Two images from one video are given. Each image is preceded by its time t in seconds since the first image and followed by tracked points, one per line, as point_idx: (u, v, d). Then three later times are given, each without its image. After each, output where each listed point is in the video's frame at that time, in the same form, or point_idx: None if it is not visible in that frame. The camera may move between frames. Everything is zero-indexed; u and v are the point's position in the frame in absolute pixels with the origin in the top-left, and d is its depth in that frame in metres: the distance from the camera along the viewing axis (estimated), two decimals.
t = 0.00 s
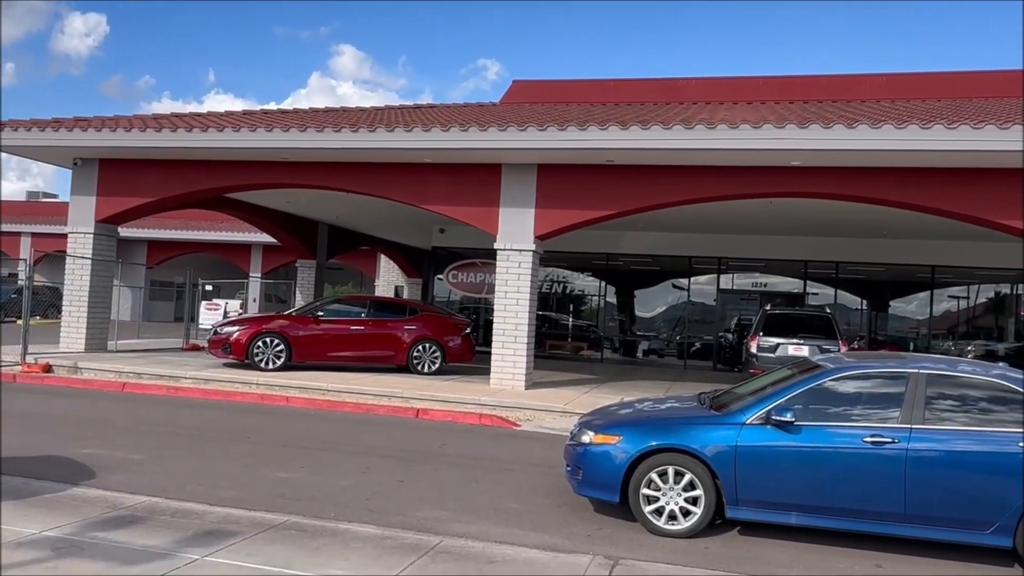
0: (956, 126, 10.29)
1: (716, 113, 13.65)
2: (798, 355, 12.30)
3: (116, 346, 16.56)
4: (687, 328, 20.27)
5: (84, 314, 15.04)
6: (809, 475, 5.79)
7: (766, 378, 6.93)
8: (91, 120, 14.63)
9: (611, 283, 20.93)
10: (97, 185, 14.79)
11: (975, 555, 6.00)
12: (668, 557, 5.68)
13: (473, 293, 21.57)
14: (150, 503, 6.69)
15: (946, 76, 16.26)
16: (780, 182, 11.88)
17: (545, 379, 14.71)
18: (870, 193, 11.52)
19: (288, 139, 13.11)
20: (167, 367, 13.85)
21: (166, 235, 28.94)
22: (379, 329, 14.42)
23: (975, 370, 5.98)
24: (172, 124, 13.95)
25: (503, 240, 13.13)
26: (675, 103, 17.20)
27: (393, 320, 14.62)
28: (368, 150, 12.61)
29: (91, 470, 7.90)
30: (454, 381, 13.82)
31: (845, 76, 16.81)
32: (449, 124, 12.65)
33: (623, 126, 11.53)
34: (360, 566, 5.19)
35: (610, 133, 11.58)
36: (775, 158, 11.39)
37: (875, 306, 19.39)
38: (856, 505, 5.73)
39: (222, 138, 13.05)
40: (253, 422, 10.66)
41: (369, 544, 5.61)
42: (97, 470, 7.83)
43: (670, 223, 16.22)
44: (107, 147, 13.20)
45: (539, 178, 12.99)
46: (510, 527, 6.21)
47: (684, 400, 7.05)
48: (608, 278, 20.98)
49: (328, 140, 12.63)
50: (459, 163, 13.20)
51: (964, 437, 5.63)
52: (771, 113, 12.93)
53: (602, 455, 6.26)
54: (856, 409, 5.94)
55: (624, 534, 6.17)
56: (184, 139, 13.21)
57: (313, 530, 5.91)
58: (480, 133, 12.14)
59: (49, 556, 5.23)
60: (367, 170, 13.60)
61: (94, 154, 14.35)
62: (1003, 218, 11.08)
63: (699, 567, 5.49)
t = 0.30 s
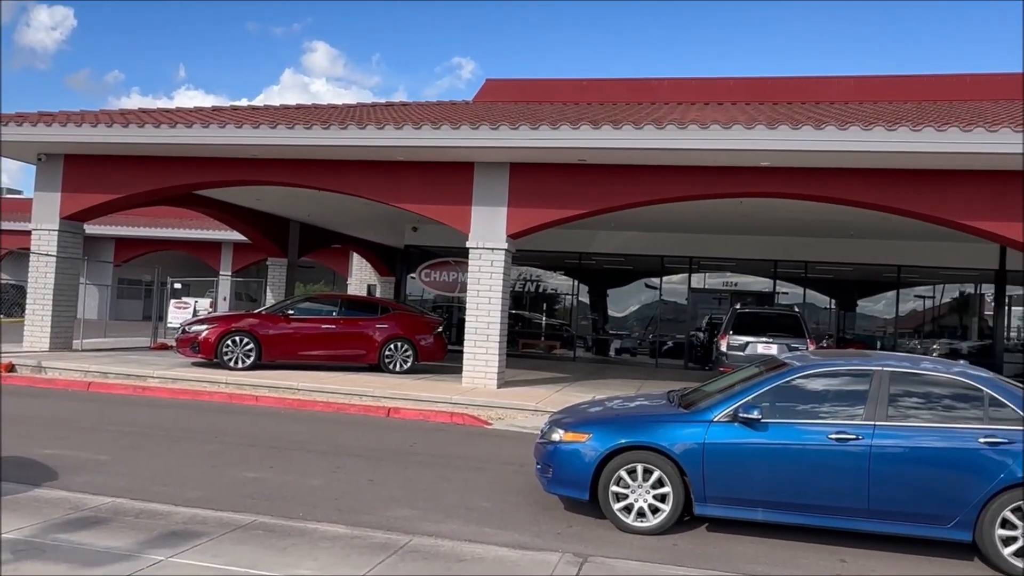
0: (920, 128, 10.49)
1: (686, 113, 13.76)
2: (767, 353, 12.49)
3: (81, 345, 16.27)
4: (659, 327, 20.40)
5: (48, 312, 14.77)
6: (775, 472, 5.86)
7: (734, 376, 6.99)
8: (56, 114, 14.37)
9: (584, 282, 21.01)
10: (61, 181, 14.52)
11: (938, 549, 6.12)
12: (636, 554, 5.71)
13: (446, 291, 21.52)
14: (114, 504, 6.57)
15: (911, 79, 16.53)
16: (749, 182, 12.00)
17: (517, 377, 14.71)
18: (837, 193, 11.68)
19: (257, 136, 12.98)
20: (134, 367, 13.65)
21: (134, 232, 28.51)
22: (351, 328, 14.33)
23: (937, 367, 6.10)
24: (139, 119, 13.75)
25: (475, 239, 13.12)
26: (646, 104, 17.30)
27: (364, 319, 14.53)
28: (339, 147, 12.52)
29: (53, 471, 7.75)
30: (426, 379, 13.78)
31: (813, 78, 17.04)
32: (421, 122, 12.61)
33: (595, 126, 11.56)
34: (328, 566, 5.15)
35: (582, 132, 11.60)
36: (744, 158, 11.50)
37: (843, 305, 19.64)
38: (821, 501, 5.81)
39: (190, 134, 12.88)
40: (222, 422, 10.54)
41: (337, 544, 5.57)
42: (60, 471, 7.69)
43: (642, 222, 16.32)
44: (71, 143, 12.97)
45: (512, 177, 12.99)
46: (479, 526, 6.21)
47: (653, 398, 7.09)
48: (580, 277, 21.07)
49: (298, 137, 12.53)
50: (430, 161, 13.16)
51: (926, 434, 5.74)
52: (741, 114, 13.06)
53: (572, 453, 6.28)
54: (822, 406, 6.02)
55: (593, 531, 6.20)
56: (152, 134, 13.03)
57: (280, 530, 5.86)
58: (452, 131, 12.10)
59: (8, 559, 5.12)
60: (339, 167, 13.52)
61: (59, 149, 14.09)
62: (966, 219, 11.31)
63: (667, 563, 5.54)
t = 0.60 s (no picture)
0: (878, 131, 10.70)
1: (652, 114, 13.88)
2: (730, 352, 12.66)
3: (38, 344, 15.92)
4: (625, 326, 20.54)
5: (3, 310, 14.43)
6: (733, 468, 5.94)
7: (694, 374, 7.06)
8: (11, 108, 14.04)
9: (551, 281, 21.08)
10: (17, 177, 14.20)
11: (890, 542, 6.25)
12: (597, 551, 5.75)
13: (413, 290, 21.44)
14: (67, 506, 6.44)
15: (870, 83, 16.87)
16: (713, 183, 12.13)
17: (483, 376, 14.71)
18: (798, 194, 11.87)
19: (219, 132, 12.80)
20: (92, 366, 13.40)
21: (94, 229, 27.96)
22: (315, 326, 14.22)
23: (890, 365, 6.23)
24: (98, 114, 13.49)
25: (441, 237, 13.09)
26: (612, 104, 17.42)
27: (329, 317, 14.42)
28: (303, 144, 12.41)
29: (5, 472, 7.58)
30: (391, 378, 13.73)
31: (776, 81, 17.31)
32: (386, 120, 12.53)
33: (561, 125, 11.59)
34: (286, 566, 5.11)
35: (547, 131, 11.62)
36: (708, 159, 11.62)
37: (805, 305, 19.95)
38: (778, 496, 5.90)
39: (150, 129, 12.68)
40: (182, 422, 10.38)
41: (296, 544, 5.53)
42: (13, 473, 7.52)
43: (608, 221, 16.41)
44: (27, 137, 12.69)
45: (477, 175, 12.98)
46: (441, 525, 6.20)
47: (615, 395, 7.12)
48: (548, 276, 21.13)
49: (261, 133, 12.39)
50: (396, 158, 13.09)
51: (879, 430, 5.86)
52: (704, 116, 13.22)
53: (534, 450, 6.30)
54: (780, 403, 6.12)
55: (555, 528, 6.23)
56: (111, 130, 12.80)
57: (239, 530, 5.80)
58: (417, 129, 12.06)
59: None
60: (303, 165, 13.40)
61: (14, 144, 13.78)
62: (922, 220, 11.57)
63: (626, 560, 5.59)
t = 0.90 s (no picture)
0: (830, 133, 10.92)
1: (611, 115, 13.99)
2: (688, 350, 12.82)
3: None
4: (586, 325, 20.67)
5: None
6: (685, 464, 6.01)
7: (650, 372, 7.12)
8: None
9: (513, 280, 21.10)
10: None
11: (838, 536, 6.39)
12: (551, 548, 5.79)
13: (375, 288, 21.32)
14: (10, 508, 6.28)
15: (825, 86, 17.21)
16: (672, 183, 12.27)
17: (443, 375, 14.68)
18: (755, 195, 12.06)
19: (174, 127, 12.59)
20: (41, 367, 13.08)
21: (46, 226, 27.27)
22: (273, 325, 14.06)
23: (838, 362, 6.36)
24: (49, 108, 13.18)
25: (401, 236, 13.03)
26: (573, 104, 17.51)
27: (287, 316, 14.26)
28: (260, 141, 12.26)
29: None
30: (350, 378, 13.63)
31: (734, 83, 17.56)
32: (345, 117, 12.43)
33: (521, 124, 11.61)
34: (236, 566, 5.05)
35: (507, 130, 11.63)
36: (667, 159, 11.74)
37: (763, 304, 20.27)
38: (729, 492, 6.00)
39: (103, 124, 12.43)
40: (134, 423, 10.18)
41: (247, 544, 5.47)
42: None
43: (569, 220, 16.49)
44: None
45: (437, 174, 12.94)
46: (396, 524, 6.18)
47: (571, 393, 7.16)
48: (510, 275, 21.15)
49: (218, 130, 12.22)
50: (355, 156, 13.00)
51: (828, 426, 5.98)
52: (663, 117, 13.37)
53: (489, 449, 6.31)
54: (732, 400, 6.21)
55: (510, 526, 6.25)
56: (62, 124, 12.51)
57: (189, 532, 5.71)
58: (376, 126, 11.99)
59: None
60: (261, 162, 13.24)
61: None
62: (873, 221, 11.83)
63: (580, 556, 5.63)
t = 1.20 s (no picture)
0: (780, 135, 11.12)
1: (568, 114, 14.06)
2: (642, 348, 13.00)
3: None
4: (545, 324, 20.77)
5: None
6: (633, 460, 6.08)
7: (600, 369, 7.17)
8: None
9: (471, 279, 21.09)
10: None
11: (782, 529, 6.52)
12: (499, 545, 5.80)
13: (331, 287, 21.14)
14: None
15: (777, 89, 17.52)
16: (626, 183, 12.38)
17: (398, 374, 14.61)
18: (707, 195, 12.23)
19: (122, 121, 12.31)
20: None
21: None
22: (224, 323, 13.84)
23: (782, 359, 6.48)
24: None
25: (355, 233, 12.93)
26: (531, 103, 17.55)
27: (239, 314, 14.05)
28: (211, 136, 12.05)
29: None
30: (304, 377, 13.49)
31: (689, 85, 17.78)
32: (298, 114, 12.27)
33: (476, 122, 11.59)
34: (177, 568, 4.97)
35: (462, 128, 11.59)
36: (621, 159, 11.83)
37: (718, 303, 20.58)
38: (676, 487, 6.07)
39: (48, 117, 12.10)
40: (78, 423, 9.94)
41: (190, 546, 5.38)
42: None
43: (526, 219, 16.54)
44: None
45: (392, 171, 12.87)
46: (343, 523, 6.14)
47: (521, 391, 7.17)
48: (468, 274, 21.12)
49: (167, 124, 11.98)
50: (309, 153, 12.86)
51: (772, 421, 6.10)
52: (619, 117, 13.49)
53: (439, 446, 6.30)
54: (679, 397, 6.29)
55: (459, 524, 6.25)
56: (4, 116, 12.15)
57: (130, 533, 5.60)
58: (330, 123, 11.87)
59: None
60: (213, 157, 13.02)
61: None
62: (821, 221, 12.08)
63: (528, 552, 5.65)
